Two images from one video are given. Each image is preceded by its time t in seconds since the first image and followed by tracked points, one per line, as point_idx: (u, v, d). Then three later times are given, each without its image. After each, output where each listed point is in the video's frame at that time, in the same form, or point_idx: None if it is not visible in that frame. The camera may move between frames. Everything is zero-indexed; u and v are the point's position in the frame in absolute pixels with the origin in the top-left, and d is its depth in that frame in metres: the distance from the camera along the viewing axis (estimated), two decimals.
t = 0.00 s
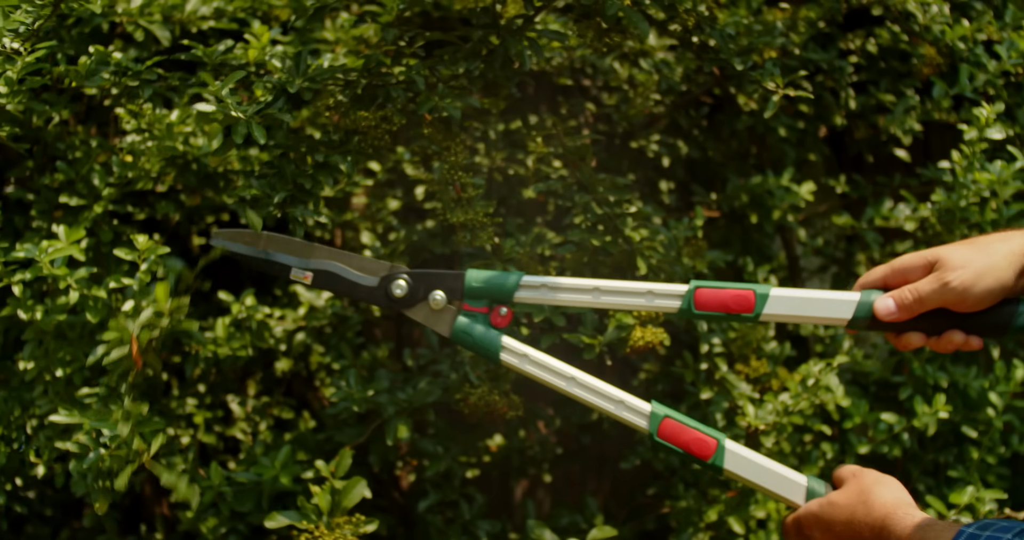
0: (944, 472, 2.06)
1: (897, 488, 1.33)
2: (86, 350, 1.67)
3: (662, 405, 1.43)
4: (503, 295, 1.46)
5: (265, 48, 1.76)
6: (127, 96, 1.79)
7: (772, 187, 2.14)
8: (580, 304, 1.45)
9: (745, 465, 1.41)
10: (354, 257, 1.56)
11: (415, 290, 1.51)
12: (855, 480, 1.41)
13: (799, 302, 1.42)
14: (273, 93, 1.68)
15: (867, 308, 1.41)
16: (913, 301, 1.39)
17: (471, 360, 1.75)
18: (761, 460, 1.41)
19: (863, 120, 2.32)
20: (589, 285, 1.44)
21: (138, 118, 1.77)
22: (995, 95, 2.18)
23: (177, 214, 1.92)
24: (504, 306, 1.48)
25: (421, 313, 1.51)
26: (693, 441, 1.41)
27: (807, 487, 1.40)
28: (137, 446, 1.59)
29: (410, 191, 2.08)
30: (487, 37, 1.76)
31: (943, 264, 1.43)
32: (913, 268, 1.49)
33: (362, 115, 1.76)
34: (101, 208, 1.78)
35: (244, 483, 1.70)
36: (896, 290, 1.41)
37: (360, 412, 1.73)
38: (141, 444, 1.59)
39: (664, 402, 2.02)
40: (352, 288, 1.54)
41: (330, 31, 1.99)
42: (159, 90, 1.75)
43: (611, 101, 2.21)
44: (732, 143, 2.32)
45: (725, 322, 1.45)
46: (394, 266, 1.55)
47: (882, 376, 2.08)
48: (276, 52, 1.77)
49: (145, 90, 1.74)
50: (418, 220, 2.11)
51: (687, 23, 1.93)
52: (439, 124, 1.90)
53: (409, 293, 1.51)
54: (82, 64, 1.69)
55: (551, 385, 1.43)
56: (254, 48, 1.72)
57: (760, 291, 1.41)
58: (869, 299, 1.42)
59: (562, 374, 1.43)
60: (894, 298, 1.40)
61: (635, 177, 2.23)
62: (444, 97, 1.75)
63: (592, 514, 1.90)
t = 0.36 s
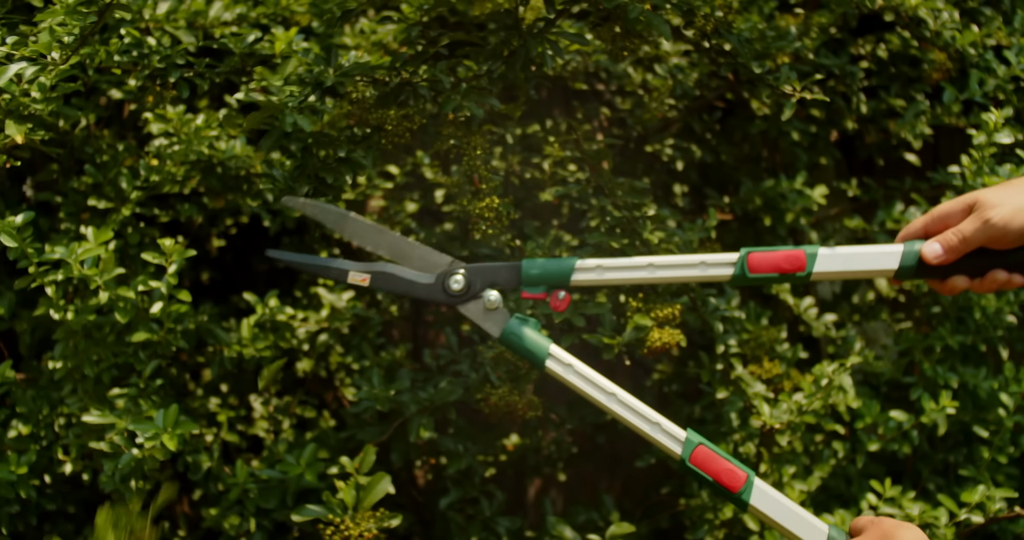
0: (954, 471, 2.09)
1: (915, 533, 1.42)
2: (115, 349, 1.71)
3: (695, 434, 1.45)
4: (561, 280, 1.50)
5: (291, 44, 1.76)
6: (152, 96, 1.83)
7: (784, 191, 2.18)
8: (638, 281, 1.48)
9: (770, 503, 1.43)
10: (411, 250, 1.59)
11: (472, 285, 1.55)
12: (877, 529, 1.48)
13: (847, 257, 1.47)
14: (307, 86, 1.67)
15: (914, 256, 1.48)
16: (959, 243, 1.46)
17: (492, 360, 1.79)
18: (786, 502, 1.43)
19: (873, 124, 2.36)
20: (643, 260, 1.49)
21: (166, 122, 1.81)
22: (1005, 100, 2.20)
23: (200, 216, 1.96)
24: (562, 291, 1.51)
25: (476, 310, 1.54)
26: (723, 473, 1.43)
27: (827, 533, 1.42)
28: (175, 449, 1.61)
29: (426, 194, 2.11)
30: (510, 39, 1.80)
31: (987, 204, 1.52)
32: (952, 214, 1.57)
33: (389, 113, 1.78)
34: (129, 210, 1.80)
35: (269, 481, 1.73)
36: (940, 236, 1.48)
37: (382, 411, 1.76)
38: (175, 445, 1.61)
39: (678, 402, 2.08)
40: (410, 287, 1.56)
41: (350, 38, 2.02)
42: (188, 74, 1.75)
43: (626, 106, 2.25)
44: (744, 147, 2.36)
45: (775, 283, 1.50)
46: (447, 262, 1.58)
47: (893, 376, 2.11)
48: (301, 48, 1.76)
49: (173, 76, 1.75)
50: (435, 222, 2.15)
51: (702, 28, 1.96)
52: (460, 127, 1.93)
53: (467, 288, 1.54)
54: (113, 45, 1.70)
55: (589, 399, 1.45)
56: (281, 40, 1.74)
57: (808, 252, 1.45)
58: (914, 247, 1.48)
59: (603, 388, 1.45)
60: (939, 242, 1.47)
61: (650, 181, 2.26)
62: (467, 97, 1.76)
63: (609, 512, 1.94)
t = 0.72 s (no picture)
0: (960, 469, 2.13)
1: None
2: (141, 350, 1.74)
3: (712, 423, 1.44)
4: (606, 240, 1.50)
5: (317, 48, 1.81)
6: (177, 104, 1.88)
7: (794, 195, 2.21)
8: (680, 240, 1.49)
9: (774, 500, 1.39)
10: (467, 207, 1.58)
11: (519, 247, 1.54)
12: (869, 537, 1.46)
13: (885, 215, 1.47)
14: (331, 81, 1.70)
15: (944, 214, 1.48)
16: (989, 198, 1.47)
17: (509, 360, 1.84)
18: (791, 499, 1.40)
19: (881, 129, 2.40)
20: (686, 221, 1.49)
21: (192, 127, 1.84)
22: (1011, 106, 2.24)
23: (221, 219, 1.99)
24: (608, 251, 1.51)
25: (520, 275, 1.54)
26: (732, 462, 1.40)
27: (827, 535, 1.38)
28: (216, 449, 1.63)
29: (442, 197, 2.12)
30: (528, 45, 1.83)
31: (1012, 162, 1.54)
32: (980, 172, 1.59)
33: (410, 115, 1.84)
34: (155, 214, 1.84)
35: (291, 478, 1.77)
36: (968, 193, 1.49)
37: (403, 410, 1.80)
38: (213, 446, 1.63)
39: (689, 401, 2.12)
40: (458, 249, 1.56)
41: (367, 44, 2.04)
42: (215, 79, 1.80)
43: (637, 111, 2.29)
44: (754, 151, 2.40)
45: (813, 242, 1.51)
46: (500, 224, 1.58)
47: (900, 376, 2.16)
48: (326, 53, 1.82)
49: (201, 80, 1.79)
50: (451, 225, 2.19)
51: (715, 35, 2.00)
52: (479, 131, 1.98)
53: (515, 250, 1.54)
54: (146, 51, 1.76)
55: (617, 374, 1.44)
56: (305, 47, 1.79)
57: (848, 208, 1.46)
58: (944, 205, 1.48)
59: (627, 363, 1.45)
60: (969, 199, 1.48)
61: (661, 185, 2.30)
62: (486, 100, 1.81)
63: (623, 509, 1.98)
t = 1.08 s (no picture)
0: (965, 467, 2.17)
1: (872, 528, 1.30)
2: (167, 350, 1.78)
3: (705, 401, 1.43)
4: (635, 199, 1.51)
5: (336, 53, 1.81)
6: (200, 109, 1.92)
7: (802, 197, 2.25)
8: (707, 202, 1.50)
9: (753, 484, 1.39)
10: (508, 158, 1.57)
11: (551, 203, 1.53)
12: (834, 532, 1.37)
13: (903, 186, 1.50)
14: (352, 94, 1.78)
15: (962, 187, 1.52)
16: (1005, 172, 1.51)
17: (526, 358, 1.88)
18: (768, 486, 1.40)
19: (887, 133, 2.45)
20: (714, 184, 1.50)
21: (217, 132, 1.88)
22: (1015, 110, 2.29)
23: (241, 221, 2.03)
24: (636, 210, 1.51)
25: (546, 232, 1.53)
26: (718, 441, 1.40)
27: (796, 527, 1.38)
28: (243, 444, 1.68)
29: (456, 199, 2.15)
30: (545, 51, 1.88)
31: None
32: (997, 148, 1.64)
33: (432, 121, 1.84)
34: (179, 216, 1.89)
35: (313, 475, 1.82)
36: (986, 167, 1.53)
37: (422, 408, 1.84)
38: (239, 440, 1.68)
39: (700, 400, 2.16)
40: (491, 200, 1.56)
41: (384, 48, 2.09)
42: (239, 87, 1.84)
43: (648, 115, 2.33)
44: (762, 154, 2.44)
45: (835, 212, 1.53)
46: (537, 179, 1.56)
47: (906, 375, 2.20)
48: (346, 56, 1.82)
49: (226, 88, 1.83)
50: (466, 227, 2.24)
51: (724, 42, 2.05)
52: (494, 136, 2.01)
53: (547, 205, 1.53)
54: (170, 58, 1.77)
55: (622, 339, 1.44)
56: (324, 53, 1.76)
57: (869, 178, 1.50)
58: (962, 178, 1.52)
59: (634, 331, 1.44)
60: (986, 172, 1.52)
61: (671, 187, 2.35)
62: (503, 106, 1.84)
63: (636, 505, 2.02)
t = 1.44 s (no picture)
0: (971, 465, 2.21)
1: (854, 502, 1.32)
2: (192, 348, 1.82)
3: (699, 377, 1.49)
4: (644, 180, 1.57)
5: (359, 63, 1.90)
6: (223, 114, 1.95)
7: (811, 200, 2.30)
8: (712, 185, 1.56)
9: (740, 458, 1.46)
10: (524, 135, 1.65)
11: (563, 180, 1.61)
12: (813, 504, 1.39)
13: (902, 179, 1.57)
14: (381, 105, 1.79)
15: (960, 183, 1.58)
16: (1003, 169, 1.57)
17: (544, 359, 1.94)
18: (757, 461, 1.47)
19: (894, 136, 2.49)
20: (720, 168, 1.56)
21: (242, 135, 1.92)
22: (1021, 115, 2.33)
23: (261, 223, 2.08)
24: (645, 191, 1.58)
25: (557, 207, 1.61)
26: (710, 414, 1.47)
27: (781, 501, 1.45)
28: (265, 442, 1.71)
29: (470, 201, 2.22)
30: (563, 61, 1.92)
31: None
32: (996, 146, 1.70)
33: (454, 129, 1.89)
34: (204, 218, 1.93)
35: (335, 472, 1.86)
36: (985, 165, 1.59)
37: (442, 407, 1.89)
38: (261, 437, 1.71)
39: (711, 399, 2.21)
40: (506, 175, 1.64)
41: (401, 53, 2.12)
42: (265, 97, 1.85)
43: (660, 119, 2.37)
44: (771, 157, 2.45)
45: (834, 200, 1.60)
46: (551, 155, 1.64)
47: (913, 375, 2.24)
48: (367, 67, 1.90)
49: (252, 99, 1.85)
50: (481, 228, 2.28)
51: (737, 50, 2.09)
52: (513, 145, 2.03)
53: (559, 181, 1.61)
54: (199, 70, 1.80)
55: (624, 314, 1.51)
56: (349, 61, 1.87)
57: (871, 169, 1.56)
58: (961, 174, 1.58)
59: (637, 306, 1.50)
60: (985, 170, 1.58)
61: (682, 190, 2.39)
62: (522, 114, 1.91)
63: (649, 502, 2.06)
